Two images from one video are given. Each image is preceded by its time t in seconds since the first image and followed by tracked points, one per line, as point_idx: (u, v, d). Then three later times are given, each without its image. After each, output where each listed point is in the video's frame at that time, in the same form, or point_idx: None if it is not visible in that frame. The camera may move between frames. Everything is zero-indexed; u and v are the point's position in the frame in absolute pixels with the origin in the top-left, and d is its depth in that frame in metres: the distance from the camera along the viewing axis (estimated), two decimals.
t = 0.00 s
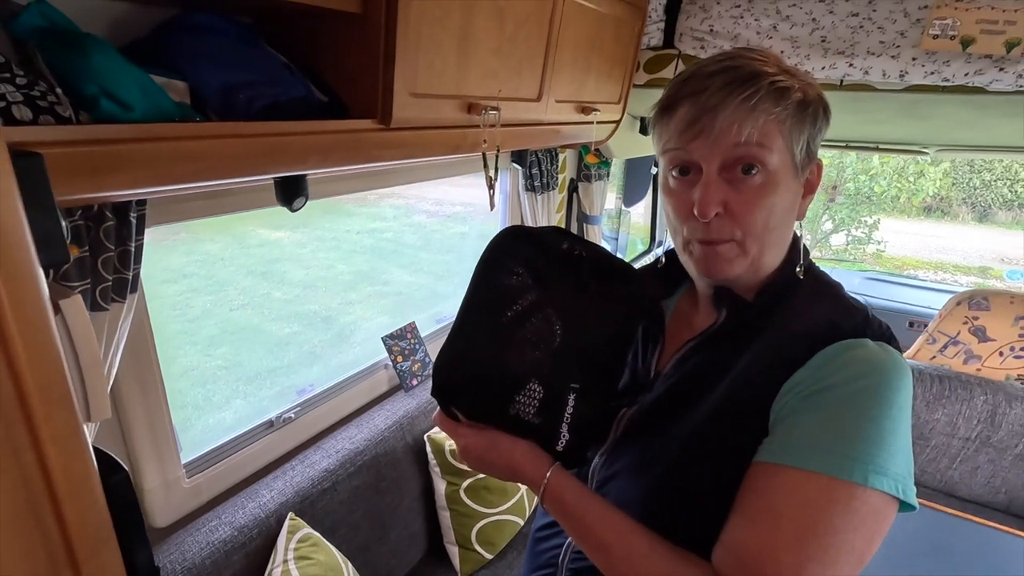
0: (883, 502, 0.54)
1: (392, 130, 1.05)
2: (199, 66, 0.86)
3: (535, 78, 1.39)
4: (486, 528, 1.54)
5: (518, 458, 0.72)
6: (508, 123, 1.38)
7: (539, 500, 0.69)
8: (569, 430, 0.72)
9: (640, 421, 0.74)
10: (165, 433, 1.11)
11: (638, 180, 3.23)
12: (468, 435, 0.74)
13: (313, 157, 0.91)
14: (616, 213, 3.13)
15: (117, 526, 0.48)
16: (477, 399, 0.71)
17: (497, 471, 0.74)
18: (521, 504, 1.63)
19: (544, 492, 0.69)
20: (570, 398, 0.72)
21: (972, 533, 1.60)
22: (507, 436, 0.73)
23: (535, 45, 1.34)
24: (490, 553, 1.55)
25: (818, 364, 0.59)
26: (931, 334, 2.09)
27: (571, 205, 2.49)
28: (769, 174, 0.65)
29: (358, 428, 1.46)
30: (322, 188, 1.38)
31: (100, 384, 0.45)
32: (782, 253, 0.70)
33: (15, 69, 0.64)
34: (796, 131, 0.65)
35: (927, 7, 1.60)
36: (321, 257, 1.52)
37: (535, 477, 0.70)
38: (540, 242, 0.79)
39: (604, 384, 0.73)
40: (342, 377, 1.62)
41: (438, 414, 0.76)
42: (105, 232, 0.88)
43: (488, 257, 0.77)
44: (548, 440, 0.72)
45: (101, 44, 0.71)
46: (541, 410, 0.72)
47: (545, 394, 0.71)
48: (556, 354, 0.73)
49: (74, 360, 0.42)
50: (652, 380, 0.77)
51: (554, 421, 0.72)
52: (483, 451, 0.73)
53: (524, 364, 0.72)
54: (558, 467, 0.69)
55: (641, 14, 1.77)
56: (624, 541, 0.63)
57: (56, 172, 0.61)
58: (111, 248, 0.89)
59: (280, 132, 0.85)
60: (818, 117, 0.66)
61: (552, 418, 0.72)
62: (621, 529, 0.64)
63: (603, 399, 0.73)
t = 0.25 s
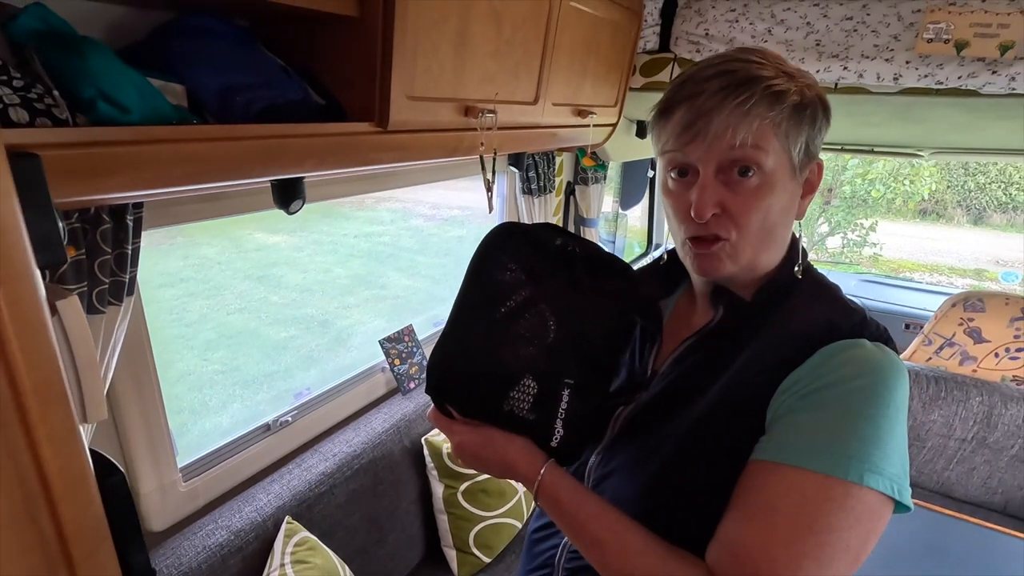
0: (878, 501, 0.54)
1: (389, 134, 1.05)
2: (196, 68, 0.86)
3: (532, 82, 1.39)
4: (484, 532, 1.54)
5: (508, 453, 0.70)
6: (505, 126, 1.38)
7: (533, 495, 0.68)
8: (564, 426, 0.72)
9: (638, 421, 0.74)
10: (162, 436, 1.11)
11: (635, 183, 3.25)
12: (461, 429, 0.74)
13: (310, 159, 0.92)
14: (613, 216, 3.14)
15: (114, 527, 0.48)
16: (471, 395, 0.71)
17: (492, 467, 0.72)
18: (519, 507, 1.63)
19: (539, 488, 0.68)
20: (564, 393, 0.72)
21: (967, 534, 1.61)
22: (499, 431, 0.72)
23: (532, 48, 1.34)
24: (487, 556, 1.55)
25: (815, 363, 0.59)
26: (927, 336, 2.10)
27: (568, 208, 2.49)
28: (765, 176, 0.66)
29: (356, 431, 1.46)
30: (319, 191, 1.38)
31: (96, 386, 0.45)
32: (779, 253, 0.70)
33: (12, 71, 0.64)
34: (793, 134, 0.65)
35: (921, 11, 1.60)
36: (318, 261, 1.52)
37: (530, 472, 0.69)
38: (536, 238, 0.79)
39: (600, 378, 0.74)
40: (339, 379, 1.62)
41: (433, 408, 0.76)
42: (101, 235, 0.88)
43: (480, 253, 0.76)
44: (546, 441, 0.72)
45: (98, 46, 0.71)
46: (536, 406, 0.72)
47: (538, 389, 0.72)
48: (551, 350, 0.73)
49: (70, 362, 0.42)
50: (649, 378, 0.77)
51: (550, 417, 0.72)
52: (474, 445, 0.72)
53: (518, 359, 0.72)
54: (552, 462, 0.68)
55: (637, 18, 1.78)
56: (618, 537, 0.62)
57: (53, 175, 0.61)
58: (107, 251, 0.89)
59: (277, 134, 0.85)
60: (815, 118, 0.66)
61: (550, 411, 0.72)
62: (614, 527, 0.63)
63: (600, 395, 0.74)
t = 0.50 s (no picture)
0: (877, 511, 0.54)
1: (392, 139, 1.06)
2: (202, 75, 0.87)
3: (534, 88, 1.40)
4: (486, 536, 1.54)
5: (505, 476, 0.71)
6: (507, 131, 1.39)
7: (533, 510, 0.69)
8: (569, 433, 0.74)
9: (637, 427, 0.74)
10: (165, 439, 1.11)
11: (637, 188, 3.26)
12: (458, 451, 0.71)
13: (313, 165, 0.92)
14: (615, 221, 3.15)
15: (120, 528, 0.49)
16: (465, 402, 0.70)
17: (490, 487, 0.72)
18: (521, 512, 1.64)
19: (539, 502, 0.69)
20: (568, 398, 0.73)
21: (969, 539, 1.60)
22: (499, 444, 0.72)
23: (534, 54, 1.35)
24: (489, 561, 1.55)
25: (816, 373, 0.60)
26: (929, 341, 2.10)
27: (570, 213, 2.50)
28: (743, 181, 0.66)
29: (358, 435, 1.46)
30: (322, 196, 1.39)
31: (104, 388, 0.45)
32: (767, 264, 0.71)
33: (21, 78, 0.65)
34: (776, 143, 0.64)
35: (921, 17, 1.62)
36: (321, 266, 1.53)
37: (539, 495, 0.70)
38: (524, 244, 0.79)
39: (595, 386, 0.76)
40: (341, 384, 1.62)
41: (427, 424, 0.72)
42: (107, 240, 0.89)
43: (470, 261, 0.75)
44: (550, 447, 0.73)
45: (106, 53, 0.72)
46: (544, 413, 0.72)
47: (547, 396, 0.72)
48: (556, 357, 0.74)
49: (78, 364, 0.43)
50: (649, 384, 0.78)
51: (553, 424, 0.72)
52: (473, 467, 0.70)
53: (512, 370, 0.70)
54: (552, 476, 0.69)
55: (638, 25, 1.79)
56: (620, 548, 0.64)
57: (61, 181, 0.62)
58: (113, 255, 0.90)
59: (281, 140, 0.86)
60: (811, 129, 0.64)
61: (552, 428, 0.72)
62: (616, 538, 0.65)
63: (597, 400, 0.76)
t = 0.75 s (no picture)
0: (892, 532, 0.55)
1: (399, 141, 1.06)
2: (211, 78, 0.88)
3: (540, 90, 1.40)
4: (492, 539, 1.54)
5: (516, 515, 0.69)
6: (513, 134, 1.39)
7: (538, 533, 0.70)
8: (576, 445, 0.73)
9: (643, 437, 0.74)
10: (171, 440, 1.12)
11: (643, 190, 3.26)
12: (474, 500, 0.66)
13: (320, 166, 0.93)
14: (621, 223, 3.14)
15: (128, 529, 0.49)
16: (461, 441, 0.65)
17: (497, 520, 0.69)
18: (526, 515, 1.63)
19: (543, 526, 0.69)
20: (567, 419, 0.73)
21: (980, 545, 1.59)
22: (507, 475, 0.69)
23: (540, 56, 1.36)
24: (494, 563, 1.55)
25: (832, 388, 0.59)
26: (938, 345, 2.08)
27: (576, 215, 2.50)
28: (750, 186, 0.66)
29: (364, 437, 1.46)
30: (329, 198, 1.39)
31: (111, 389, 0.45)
32: (776, 274, 0.70)
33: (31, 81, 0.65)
34: (787, 146, 0.64)
35: (930, 18, 1.61)
36: (327, 267, 1.54)
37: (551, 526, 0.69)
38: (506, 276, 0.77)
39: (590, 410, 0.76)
40: (349, 385, 1.63)
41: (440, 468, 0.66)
42: (116, 241, 0.89)
43: (463, 291, 0.71)
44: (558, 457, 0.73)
45: (115, 56, 0.72)
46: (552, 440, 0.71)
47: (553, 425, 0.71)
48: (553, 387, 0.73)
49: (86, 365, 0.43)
50: (658, 391, 0.77)
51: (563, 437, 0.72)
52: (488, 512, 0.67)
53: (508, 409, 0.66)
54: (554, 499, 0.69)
55: (645, 27, 1.79)
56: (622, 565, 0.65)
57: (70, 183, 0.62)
58: (121, 257, 0.90)
59: (288, 142, 0.86)
60: (828, 136, 0.63)
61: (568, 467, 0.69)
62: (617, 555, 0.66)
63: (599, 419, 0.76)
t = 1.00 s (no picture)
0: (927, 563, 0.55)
1: (410, 144, 1.06)
2: (223, 81, 0.88)
3: (551, 92, 1.40)
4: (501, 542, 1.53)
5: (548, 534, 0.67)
6: (524, 135, 1.39)
7: None
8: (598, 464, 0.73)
9: (659, 450, 0.74)
10: (182, 441, 1.12)
11: (653, 192, 3.25)
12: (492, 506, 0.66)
13: (332, 168, 0.93)
14: (630, 225, 3.13)
15: (142, 534, 0.49)
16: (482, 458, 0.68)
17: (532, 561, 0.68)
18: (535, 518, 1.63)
19: None
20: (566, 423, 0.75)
21: (997, 556, 1.56)
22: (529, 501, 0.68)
23: (552, 58, 1.35)
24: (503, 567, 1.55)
25: (861, 413, 0.59)
26: (954, 350, 2.05)
27: (586, 217, 2.49)
28: (772, 197, 0.65)
29: (373, 439, 1.46)
30: (339, 200, 1.39)
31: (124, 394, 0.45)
32: (796, 285, 0.69)
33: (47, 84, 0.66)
34: (812, 154, 0.63)
35: (948, 20, 1.59)
36: (337, 268, 1.54)
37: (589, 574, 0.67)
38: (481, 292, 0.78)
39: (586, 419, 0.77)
40: (359, 386, 1.64)
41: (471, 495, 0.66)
42: (130, 243, 0.89)
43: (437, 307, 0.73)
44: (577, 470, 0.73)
45: (130, 59, 0.72)
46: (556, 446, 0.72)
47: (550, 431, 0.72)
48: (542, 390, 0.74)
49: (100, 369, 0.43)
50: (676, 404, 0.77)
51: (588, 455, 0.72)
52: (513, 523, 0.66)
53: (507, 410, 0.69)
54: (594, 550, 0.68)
55: (656, 27, 1.78)
56: None
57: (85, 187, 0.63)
58: (135, 258, 0.91)
59: (301, 145, 0.86)
60: (859, 146, 0.62)
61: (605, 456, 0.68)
62: None
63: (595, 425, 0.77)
